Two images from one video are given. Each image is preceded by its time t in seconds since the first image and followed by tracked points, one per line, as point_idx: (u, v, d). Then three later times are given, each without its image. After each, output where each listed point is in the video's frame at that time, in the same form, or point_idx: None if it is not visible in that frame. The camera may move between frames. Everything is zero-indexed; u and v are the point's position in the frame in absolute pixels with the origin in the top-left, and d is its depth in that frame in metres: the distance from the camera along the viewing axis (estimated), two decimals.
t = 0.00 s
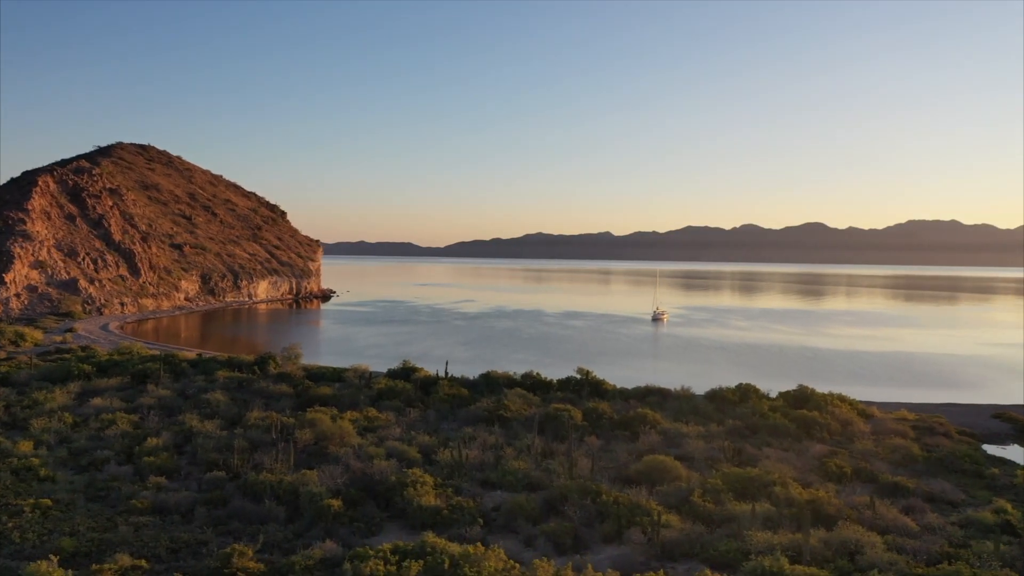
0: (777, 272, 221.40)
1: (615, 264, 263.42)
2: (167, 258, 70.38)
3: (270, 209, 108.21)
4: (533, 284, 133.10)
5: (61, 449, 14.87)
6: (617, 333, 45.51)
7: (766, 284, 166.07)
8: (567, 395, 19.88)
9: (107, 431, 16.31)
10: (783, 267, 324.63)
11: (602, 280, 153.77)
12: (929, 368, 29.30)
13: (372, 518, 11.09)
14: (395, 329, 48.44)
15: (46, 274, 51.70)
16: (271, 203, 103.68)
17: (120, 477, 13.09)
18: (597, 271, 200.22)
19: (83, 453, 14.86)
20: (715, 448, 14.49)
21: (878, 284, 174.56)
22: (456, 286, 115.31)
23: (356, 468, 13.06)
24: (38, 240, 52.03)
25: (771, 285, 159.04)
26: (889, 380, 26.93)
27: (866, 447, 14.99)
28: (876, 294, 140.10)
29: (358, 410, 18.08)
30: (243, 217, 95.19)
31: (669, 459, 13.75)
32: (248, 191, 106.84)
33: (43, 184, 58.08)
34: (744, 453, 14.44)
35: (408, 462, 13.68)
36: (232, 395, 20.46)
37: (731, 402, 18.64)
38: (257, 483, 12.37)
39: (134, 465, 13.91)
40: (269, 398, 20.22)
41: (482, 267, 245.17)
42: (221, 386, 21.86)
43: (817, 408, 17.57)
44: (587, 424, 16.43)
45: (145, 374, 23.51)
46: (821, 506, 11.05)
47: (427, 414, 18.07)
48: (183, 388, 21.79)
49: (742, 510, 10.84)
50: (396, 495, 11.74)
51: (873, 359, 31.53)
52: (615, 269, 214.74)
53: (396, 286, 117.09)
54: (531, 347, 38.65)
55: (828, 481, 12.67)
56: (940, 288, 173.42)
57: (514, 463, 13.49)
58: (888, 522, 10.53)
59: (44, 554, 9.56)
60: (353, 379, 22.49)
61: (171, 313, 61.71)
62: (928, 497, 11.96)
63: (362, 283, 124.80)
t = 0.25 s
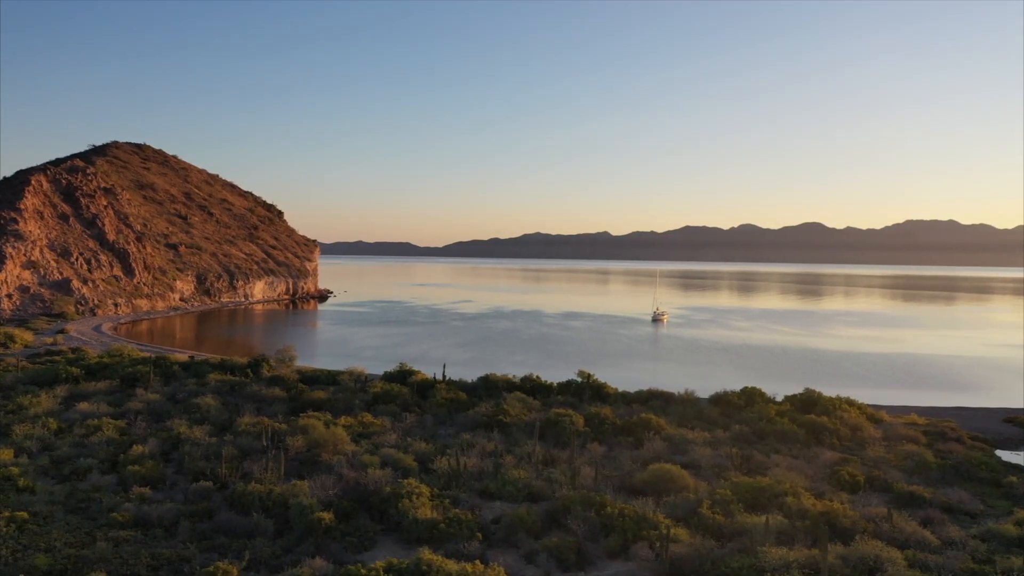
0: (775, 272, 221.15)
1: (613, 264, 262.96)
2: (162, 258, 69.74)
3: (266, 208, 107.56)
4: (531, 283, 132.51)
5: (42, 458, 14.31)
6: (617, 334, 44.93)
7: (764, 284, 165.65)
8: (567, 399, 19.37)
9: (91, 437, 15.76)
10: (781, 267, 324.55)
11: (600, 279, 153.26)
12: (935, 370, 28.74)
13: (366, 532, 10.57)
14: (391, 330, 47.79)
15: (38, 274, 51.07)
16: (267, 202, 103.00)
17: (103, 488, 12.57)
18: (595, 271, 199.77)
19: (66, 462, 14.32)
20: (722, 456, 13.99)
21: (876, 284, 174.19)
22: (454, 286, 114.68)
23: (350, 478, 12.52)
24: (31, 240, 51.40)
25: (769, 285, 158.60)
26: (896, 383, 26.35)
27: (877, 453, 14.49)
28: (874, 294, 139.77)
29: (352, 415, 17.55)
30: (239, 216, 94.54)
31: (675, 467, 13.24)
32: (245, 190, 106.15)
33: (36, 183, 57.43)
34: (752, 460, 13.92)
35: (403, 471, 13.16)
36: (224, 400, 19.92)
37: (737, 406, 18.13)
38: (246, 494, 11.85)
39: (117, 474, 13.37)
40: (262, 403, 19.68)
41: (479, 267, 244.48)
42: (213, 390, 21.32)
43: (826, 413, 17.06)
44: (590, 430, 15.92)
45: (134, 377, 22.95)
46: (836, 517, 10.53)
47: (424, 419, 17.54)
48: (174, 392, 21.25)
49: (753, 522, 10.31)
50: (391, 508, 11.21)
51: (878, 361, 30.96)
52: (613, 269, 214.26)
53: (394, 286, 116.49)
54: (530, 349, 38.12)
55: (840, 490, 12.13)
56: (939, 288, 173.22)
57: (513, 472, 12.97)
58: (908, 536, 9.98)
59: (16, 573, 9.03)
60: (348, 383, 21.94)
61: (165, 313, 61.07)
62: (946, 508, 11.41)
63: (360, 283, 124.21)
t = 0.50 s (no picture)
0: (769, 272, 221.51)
1: (607, 264, 262.79)
2: (152, 258, 68.77)
3: (259, 208, 106.52)
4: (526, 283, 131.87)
5: (14, 469, 13.59)
6: (614, 335, 44.28)
7: (758, 283, 165.75)
8: (565, 404, 18.82)
9: (68, 446, 15.04)
10: (775, 267, 325.18)
11: (594, 279, 152.95)
12: (939, 373, 28.23)
13: (354, 550, 9.94)
14: (385, 332, 46.98)
15: (25, 275, 50.10)
16: (260, 202, 102.00)
17: (76, 502, 11.87)
18: (589, 271, 199.52)
19: (39, 473, 13.60)
20: (728, 465, 13.43)
21: (869, 284, 174.49)
22: (448, 286, 114.04)
23: (338, 491, 11.90)
24: (17, 240, 50.40)
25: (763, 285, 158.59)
26: (901, 387, 25.78)
27: (888, 460, 13.97)
28: (867, 294, 139.98)
29: (343, 421, 16.90)
30: (231, 216, 93.55)
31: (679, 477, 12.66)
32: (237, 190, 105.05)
33: (23, 182, 56.42)
34: (758, 470, 13.37)
35: (395, 482, 12.52)
36: (209, 406, 19.21)
37: (741, 411, 17.62)
38: (228, 508, 11.19)
39: (93, 487, 12.68)
40: (249, 409, 19.01)
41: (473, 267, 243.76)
42: (199, 395, 20.62)
43: (832, 419, 16.56)
44: (589, 438, 15.34)
45: (118, 381, 22.21)
46: (852, 532, 9.96)
47: (417, 425, 16.91)
48: (158, 397, 20.53)
49: (766, 538, 9.71)
50: (381, 523, 10.58)
51: (881, 363, 30.39)
52: (607, 269, 214.03)
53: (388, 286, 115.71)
54: (525, 350, 37.57)
55: (852, 502, 11.59)
56: (932, 288, 173.67)
57: (510, 483, 12.37)
58: (928, 552, 9.43)
59: None
60: (338, 387, 21.29)
61: (155, 314, 60.15)
62: (964, 520, 10.89)
63: (353, 283, 123.34)
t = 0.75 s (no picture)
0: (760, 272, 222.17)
1: (599, 264, 262.76)
2: (138, 258, 67.64)
3: (248, 207, 105.36)
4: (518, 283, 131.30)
5: None
6: (607, 336, 43.79)
7: (748, 283, 166.08)
8: (559, 408, 18.31)
9: (40, 455, 14.35)
10: (764, 267, 326.38)
11: (586, 279, 152.69)
12: (936, 375, 27.92)
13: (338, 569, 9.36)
14: (375, 333, 46.20)
15: (7, 275, 49.01)
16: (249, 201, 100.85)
17: (46, 516, 11.22)
18: (581, 271, 199.31)
19: (9, 484, 12.91)
20: (729, 473, 12.96)
21: (859, 284, 175.22)
22: (439, 286, 113.32)
23: (322, 503, 11.32)
24: None
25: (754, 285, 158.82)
26: (900, 389, 25.39)
27: (892, 467, 13.55)
28: (857, 294, 140.49)
29: (329, 428, 16.29)
30: (220, 216, 92.39)
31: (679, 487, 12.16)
32: (226, 189, 103.82)
33: (6, 181, 55.29)
34: (760, 478, 12.91)
35: (382, 493, 11.95)
36: (191, 411, 18.52)
37: (740, 416, 17.18)
38: (205, 523, 10.57)
39: (63, 499, 12.01)
40: (232, 415, 18.35)
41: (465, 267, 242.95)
42: (181, 400, 19.92)
43: (834, 424, 16.13)
44: (585, 444, 14.83)
45: (97, 385, 21.45)
46: (863, 546, 9.50)
47: (406, 432, 16.34)
48: (138, 402, 19.80)
49: (772, 554, 9.23)
50: (367, 539, 10.00)
51: (878, 365, 30.04)
52: (599, 269, 213.87)
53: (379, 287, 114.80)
54: (517, 352, 37.02)
55: (860, 512, 11.15)
56: (922, 287, 174.72)
57: (503, 494, 11.82)
58: (944, 568, 8.98)
59: None
60: (326, 391, 20.66)
61: (142, 316, 59.11)
62: (976, 531, 10.45)
63: (344, 283, 122.36)
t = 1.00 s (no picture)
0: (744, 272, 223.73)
1: (584, 264, 263.02)
2: (117, 258, 66.00)
3: (231, 207, 103.63)
4: (504, 283, 130.74)
5: None
6: (595, 337, 43.30)
7: (733, 284, 167.12)
8: (547, 414, 17.72)
9: None
10: (749, 267, 328.88)
11: (572, 279, 152.61)
12: (928, 377, 27.75)
13: None
14: (359, 335, 45.26)
15: None
16: (231, 200, 99.15)
17: None
18: (567, 271, 199.34)
19: None
20: (728, 483, 12.45)
21: (841, 284, 177.05)
22: (425, 286, 112.47)
23: (299, 519, 10.60)
24: None
25: (738, 286, 159.86)
26: (890, 393, 25.26)
27: (894, 476, 13.14)
28: (840, 294, 141.88)
29: (309, 436, 15.53)
30: (201, 215, 90.66)
31: (675, 499, 11.60)
32: (207, 188, 101.98)
33: None
34: (759, 487, 12.42)
35: (363, 507, 11.26)
36: (164, 418, 17.61)
37: (734, 421, 16.73)
38: (172, 541, 9.79)
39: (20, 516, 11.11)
40: (207, 422, 17.49)
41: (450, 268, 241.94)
42: (154, 407, 18.96)
43: (831, 430, 15.75)
44: (577, 453, 14.23)
45: (67, 391, 20.39)
46: (874, 563, 9.01)
47: (389, 440, 15.62)
48: (109, 409, 18.80)
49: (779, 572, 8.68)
50: (347, 559, 9.29)
51: (869, 367, 29.83)
52: (585, 270, 214.02)
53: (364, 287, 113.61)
54: (505, 354, 36.46)
55: (865, 525, 10.74)
56: (904, 287, 176.84)
57: (491, 507, 11.18)
58: None
59: None
60: (306, 397, 19.89)
61: (120, 317, 57.62)
62: (986, 544, 10.06)
63: (328, 283, 120.96)
